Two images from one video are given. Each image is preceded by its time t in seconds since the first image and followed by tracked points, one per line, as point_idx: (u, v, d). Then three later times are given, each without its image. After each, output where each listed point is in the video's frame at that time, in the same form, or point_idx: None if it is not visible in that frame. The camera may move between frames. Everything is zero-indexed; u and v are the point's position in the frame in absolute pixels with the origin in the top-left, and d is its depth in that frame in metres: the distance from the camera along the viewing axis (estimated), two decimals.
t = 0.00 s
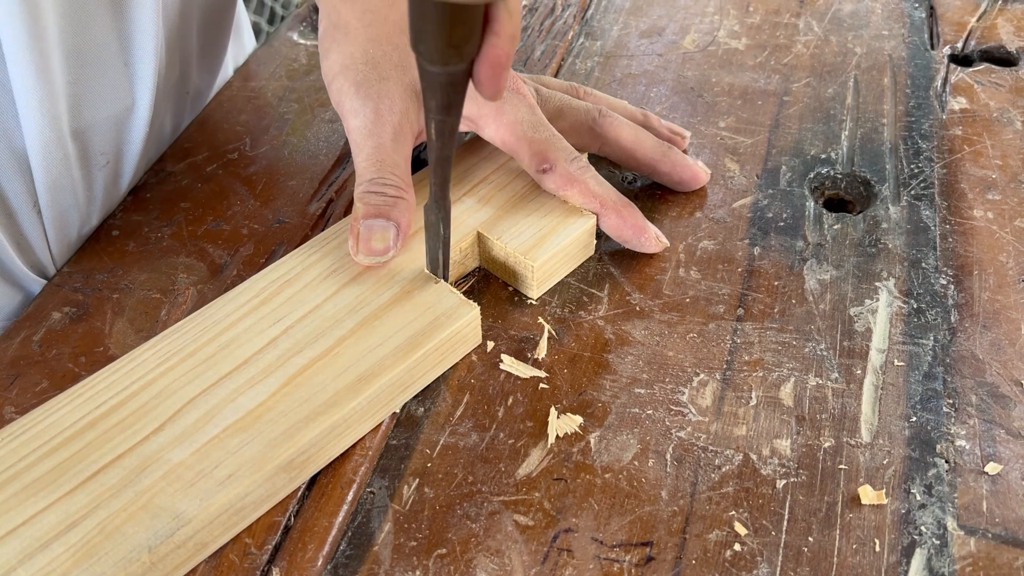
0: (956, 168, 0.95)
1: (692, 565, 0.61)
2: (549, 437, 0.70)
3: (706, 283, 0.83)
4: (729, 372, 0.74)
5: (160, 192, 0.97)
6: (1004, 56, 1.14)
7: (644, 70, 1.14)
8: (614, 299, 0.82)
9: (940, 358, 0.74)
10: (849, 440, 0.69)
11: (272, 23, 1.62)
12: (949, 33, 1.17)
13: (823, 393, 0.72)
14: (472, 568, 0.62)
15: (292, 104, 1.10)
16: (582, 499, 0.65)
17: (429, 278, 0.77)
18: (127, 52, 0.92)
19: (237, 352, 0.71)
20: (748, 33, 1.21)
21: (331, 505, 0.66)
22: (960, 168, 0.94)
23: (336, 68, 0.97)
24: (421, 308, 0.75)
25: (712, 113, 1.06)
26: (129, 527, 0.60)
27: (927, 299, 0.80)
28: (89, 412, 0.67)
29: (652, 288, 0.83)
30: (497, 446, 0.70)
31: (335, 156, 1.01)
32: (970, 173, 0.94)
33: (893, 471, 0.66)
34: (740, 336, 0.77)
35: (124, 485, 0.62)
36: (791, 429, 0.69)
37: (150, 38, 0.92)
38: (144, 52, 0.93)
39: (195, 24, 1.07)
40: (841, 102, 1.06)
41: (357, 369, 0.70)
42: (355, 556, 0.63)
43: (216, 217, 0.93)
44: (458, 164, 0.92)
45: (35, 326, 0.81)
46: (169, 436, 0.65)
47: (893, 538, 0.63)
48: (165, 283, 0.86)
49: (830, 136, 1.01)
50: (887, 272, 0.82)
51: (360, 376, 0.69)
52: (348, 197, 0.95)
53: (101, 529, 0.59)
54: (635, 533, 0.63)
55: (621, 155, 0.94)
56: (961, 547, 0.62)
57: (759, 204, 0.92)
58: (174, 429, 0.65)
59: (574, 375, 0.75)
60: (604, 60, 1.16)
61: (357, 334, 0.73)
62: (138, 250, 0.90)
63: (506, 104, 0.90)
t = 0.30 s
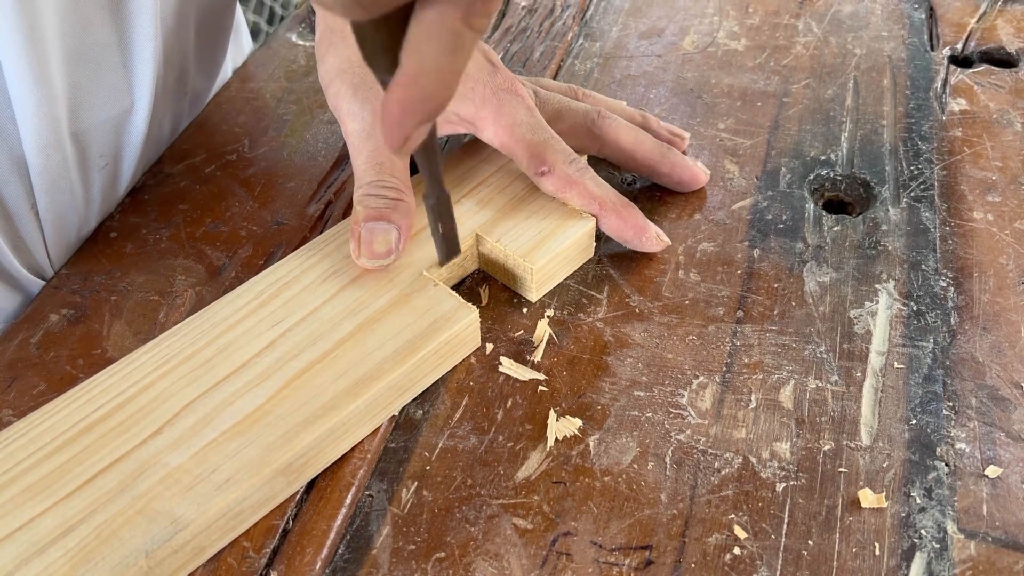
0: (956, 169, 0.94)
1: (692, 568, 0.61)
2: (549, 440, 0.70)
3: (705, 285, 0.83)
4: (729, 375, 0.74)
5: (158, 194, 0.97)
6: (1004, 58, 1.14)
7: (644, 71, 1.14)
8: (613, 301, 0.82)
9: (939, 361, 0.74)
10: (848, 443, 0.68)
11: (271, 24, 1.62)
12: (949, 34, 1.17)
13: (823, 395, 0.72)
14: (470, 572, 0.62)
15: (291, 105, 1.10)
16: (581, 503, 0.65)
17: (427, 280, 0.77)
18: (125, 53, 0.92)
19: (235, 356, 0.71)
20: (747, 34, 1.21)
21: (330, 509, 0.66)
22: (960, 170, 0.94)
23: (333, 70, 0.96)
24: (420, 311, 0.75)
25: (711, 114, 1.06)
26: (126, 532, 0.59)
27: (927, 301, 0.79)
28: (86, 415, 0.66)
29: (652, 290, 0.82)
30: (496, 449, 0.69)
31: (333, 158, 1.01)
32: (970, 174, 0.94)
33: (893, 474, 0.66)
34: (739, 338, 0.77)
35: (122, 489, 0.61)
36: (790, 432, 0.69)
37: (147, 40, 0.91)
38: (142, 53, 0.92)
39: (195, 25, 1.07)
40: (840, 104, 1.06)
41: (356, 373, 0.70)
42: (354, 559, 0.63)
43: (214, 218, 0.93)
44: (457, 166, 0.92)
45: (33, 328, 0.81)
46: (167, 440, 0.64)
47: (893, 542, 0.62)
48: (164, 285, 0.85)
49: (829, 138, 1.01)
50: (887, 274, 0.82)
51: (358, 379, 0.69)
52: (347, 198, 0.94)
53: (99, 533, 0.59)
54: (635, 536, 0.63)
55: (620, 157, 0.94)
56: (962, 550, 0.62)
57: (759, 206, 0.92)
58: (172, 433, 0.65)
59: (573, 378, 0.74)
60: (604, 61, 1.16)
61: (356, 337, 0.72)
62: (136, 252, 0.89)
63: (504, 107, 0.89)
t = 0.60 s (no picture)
0: (950, 168, 0.95)
1: (686, 564, 0.62)
2: (545, 438, 0.70)
3: (701, 283, 0.83)
4: (723, 373, 0.74)
5: (157, 193, 0.97)
6: (998, 57, 1.14)
7: (640, 71, 1.15)
8: (609, 300, 0.82)
9: (933, 358, 0.75)
10: (842, 440, 0.69)
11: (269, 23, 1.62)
12: (944, 34, 1.17)
13: (817, 393, 0.73)
14: (466, 568, 0.62)
15: (289, 105, 1.10)
16: (576, 499, 0.66)
17: (424, 278, 0.77)
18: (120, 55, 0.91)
19: (232, 354, 0.71)
20: (743, 34, 1.21)
21: (326, 506, 0.66)
22: (954, 169, 0.95)
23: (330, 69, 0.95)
24: (417, 310, 0.75)
25: (707, 114, 1.06)
26: (124, 529, 0.60)
27: (921, 300, 0.80)
28: (85, 413, 0.67)
29: (648, 288, 0.83)
30: (492, 446, 0.70)
31: (331, 157, 1.01)
32: (964, 173, 0.94)
33: (886, 471, 0.67)
34: (734, 337, 0.77)
35: (121, 486, 0.62)
36: (784, 429, 0.70)
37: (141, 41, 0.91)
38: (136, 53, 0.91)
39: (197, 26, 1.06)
40: (836, 103, 1.06)
41: (353, 371, 0.70)
42: (351, 556, 0.64)
43: (212, 217, 0.93)
44: (454, 165, 0.92)
45: (32, 327, 0.81)
46: (165, 438, 0.65)
47: (886, 538, 0.63)
48: (162, 284, 0.86)
49: (824, 137, 1.02)
50: (881, 273, 0.83)
51: (355, 377, 0.69)
52: (344, 197, 0.95)
53: (97, 530, 0.60)
54: (629, 533, 0.63)
55: (616, 158, 0.94)
56: (954, 547, 0.62)
57: (754, 205, 0.92)
58: (170, 431, 0.65)
59: (569, 376, 0.75)
60: (601, 60, 1.17)
61: (353, 335, 0.73)
62: (134, 251, 0.90)
63: (500, 107, 0.90)
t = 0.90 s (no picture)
0: (955, 167, 0.94)
1: (692, 566, 0.61)
2: (549, 438, 0.69)
3: (705, 283, 0.83)
4: (729, 372, 0.74)
5: (157, 191, 0.96)
6: (1002, 55, 1.14)
7: (643, 69, 1.14)
8: (613, 299, 0.81)
9: (939, 358, 0.74)
10: (848, 440, 0.68)
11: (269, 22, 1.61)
12: (948, 32, 1.17)
13: (823, 393, 0.72)
14: (470, 570, 0.62)
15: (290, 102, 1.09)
16: (581, 500, 0.65)
17: (426, 277, 0.77)
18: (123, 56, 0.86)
19: (234, 354, 0.71)
20: (746, 32, 1.21)
21: (329, 507, 0.66)
22: (959, 168, 0.94)
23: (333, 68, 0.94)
24: (419, 310, 0.74)
25: (711, 112, 1.06)
26: (125, 530, 0.59)
27: (927, 299, 0.79)
28: (85, 413, 0.66)
29: (652, 288, 0.82)
30: (496, 447, 0.69)
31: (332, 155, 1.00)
32: (970, 172, 0.94)
33: (893, 472, 0.66)
34: (739, 336, 0.77)
35: (121, 488, 0.61)
36: (790, 429, 0.69)
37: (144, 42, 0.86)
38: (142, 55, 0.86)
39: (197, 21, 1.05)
40: (840, 101, 1.06)
41: (356, 371, 0.69)
42: (354, 557, 0.63)
43: (213, 216, 0.93)
44: (456, 164, 0.92)
45: (31, 327, 0.81)
46: (166, 438, 0.64)
47: (893, 539, 0.62)
48: (162, 283, 0.85)
49: (829, 135, 1.01)
50: (887, 272, 0.82)
51: (357, 378, 0.69)
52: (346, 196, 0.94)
53: (98, 531, 0.59)
54: (635, 534, 0.63)
55: (619, 158, 0.94)
56: (961, 548, 0.62)
57: (758, 204, 0.92)
58: (171, 431, 0.65)
59: (573, 376, 0.74)
60: (603, 58, 1.16)
61: (355, 335, 0.72)
62: (134, 250, 0.89)
63: (502, 106, 0.89)
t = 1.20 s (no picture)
0: (955, 168, 0.94)
1: (690, 569, 0.61)
2: (546, 441, 0.69)
3: (704, 284, 0.82)
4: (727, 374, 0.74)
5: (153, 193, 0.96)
6: (1001, 56, 1.14)
7: (642, 69, 1.14)
8: (611, 301, 0.81)
9: (938, 360, 0.74)
10: (847, 443, 0.68)
11: (268, 21, 1.61)
12: (947, 32, 1.17)
13: (821, 395, 0.72)
14: (467, 573, 0.61)
15: (288, 103, 1.09)
16: (579, 503, 0.65)
17: (423, 278, 0.76)
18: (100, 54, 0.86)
19: (230, 356, 0.70)
20: (745, 32, 1.20)
21: (325, 510, 0.65)
22: (958, 169, 0.94)
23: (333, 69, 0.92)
24: (416, 312, 0.74)
25: (709, 113, 1.06)
26: (120, 533, 0.59)
27: (926, 301, 0.79)
28: (80, 416, 0.66)
29: (650, 289, 0.82)
30: (493, 449, 0.69)
31: (330, 156, 1.00)
32: (969, 173, 0.93)
33: (892, 474, 0.66)
34: (738, 338, 0.77)
35: (116, 491, 0.61)
36: (789, 432, 0.69)
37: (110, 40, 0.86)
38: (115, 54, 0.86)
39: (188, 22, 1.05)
40: (839, 102, 1.06)
41: (353, 372, 0.69)
42: (350, 561, 0.63)
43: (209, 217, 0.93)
44: (454, 165, 0.92)
45: (27, 328, 0.80)
46: (162, 440, 0.64)
47: (892, 542, 0.62)
48: (159, 285, 0.85)
49: (828, 136, 1.01)
50: (886, 274, 0.82)
51: (353, 380, 0.69)
52: (343, 197, 0.94)
53: (93, 535, 0.59)
54: (633, 537, 0.63)
55: (618, 159, 0.93)
56: (961, 551, 0.62)
57: (757, 205, 0.91)
58: (167, 434, 0.64)
59: (571, 378, 0.74)
60: (602, 59, 1.16)
61: (351, 337, 0.72)
62: (130, 251, 0.89)
63: (500, 106, 0.89)
